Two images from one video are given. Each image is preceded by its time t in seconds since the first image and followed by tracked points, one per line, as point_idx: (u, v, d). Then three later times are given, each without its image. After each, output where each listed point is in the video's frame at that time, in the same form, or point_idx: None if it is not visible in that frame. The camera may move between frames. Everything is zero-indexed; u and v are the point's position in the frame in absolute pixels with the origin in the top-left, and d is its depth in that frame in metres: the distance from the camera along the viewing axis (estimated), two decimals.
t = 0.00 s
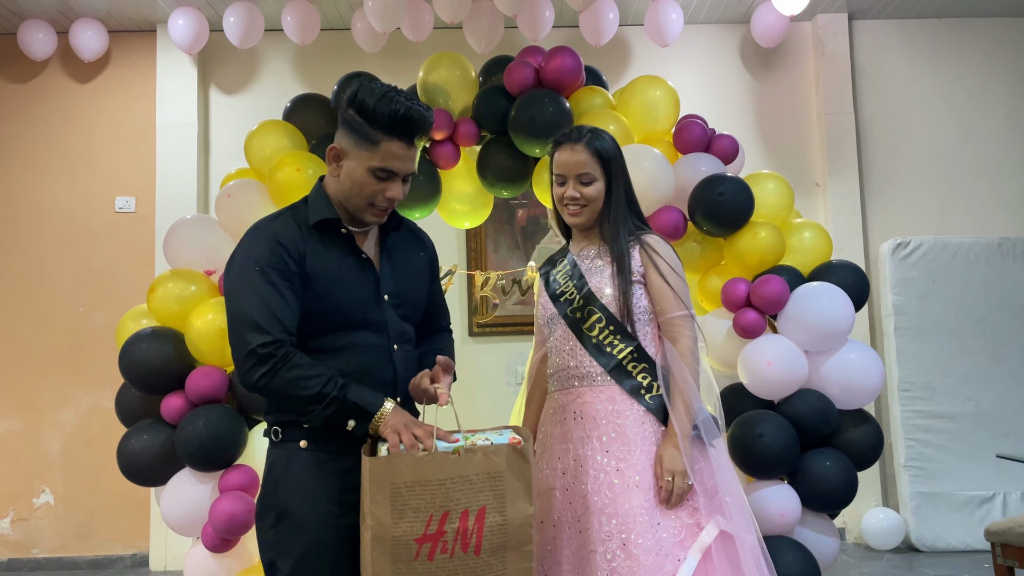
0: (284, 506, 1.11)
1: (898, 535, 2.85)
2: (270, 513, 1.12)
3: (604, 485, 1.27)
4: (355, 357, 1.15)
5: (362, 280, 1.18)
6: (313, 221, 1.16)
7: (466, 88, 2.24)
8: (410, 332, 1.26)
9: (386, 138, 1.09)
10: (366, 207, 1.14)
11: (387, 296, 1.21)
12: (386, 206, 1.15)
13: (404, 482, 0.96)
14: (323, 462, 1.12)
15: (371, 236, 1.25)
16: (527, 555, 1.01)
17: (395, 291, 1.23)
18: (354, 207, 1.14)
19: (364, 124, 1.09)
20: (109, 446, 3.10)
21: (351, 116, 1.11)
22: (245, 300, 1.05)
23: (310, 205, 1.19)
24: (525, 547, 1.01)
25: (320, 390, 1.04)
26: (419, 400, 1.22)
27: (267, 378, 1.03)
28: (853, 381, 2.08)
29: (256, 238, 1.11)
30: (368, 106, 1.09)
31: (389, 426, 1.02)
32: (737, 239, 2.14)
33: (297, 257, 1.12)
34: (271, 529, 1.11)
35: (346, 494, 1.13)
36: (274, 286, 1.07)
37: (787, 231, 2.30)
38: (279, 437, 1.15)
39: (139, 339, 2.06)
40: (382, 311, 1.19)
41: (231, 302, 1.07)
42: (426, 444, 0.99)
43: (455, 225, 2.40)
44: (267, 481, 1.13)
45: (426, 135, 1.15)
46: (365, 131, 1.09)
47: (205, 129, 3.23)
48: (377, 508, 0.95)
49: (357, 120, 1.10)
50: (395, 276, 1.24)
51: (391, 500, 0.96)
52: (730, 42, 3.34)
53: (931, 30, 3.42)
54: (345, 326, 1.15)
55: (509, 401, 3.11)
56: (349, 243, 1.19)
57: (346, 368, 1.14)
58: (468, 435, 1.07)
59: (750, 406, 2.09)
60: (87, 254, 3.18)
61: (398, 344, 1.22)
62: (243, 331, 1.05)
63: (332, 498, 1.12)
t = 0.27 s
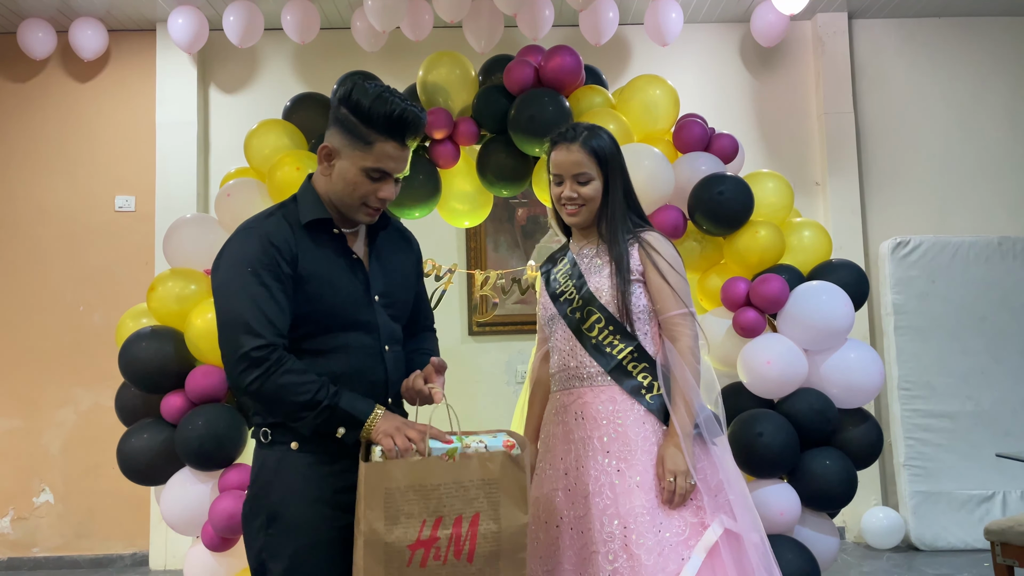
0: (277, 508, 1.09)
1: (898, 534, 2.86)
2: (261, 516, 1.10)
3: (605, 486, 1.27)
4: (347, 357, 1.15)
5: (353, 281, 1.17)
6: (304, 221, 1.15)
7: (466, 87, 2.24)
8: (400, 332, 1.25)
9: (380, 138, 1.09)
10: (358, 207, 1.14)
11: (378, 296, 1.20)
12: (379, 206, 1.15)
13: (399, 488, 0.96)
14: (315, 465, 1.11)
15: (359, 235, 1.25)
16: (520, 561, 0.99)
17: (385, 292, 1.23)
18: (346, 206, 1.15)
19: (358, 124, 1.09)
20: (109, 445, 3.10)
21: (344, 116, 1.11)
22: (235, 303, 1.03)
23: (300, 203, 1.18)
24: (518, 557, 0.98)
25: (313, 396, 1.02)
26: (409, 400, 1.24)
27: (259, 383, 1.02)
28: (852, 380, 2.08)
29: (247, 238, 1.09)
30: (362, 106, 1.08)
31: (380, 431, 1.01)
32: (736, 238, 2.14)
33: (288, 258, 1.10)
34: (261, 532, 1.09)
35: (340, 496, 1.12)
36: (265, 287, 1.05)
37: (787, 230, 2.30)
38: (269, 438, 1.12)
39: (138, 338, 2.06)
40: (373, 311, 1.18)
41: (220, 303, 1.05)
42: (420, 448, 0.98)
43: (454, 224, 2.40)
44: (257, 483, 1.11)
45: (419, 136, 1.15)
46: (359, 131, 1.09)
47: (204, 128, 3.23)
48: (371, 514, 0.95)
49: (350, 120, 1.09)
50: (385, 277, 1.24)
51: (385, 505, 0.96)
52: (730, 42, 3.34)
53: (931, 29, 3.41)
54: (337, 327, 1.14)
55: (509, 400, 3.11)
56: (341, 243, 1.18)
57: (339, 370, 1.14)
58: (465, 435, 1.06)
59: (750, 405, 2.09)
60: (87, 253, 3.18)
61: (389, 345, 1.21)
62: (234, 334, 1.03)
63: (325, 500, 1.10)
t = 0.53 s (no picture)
0: (271, 510, 1.09)
1: (897, 533, 2.86)
2: (253, 518, 1.10)
3: (604, 487, 1.27)
4: (340, 358, 1.14)
5: (344, 280, 1.16)
6: (295, 221, 1.14)
7: (465, 86, 2.24)
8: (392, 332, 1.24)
9: (371, 135, 1.09)
10: (349, 203, 1.14)
11: (369, 296, 1.20)
12: (370, 203, 1.15)
13: (392, 518, 0.97)
14: (308, 465, 1.10)
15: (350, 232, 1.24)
16: None
17: (376, 292, 1.22)
18: (337, 204, 1.14)
19: (349, 121, 1.09)
20: (108, 444, 3.10)
21: (334, 113, 1.11)
22: (223, 304, 1.02)
23: (291, 202, 1.17)
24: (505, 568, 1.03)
25: (297, 402, 1.01)
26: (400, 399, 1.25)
27: (242, 385, 1.01)
28: (852, 379, 2.08)
29: (237, 238, 1.08)
30: (354, 103, 1.09)
31: (365, 441, 1.01)
32: (736, 237, 2.14)
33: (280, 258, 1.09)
34: (254, 534, 1.09)
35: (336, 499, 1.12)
36: (252, 290, 1.04)
37: (787, 229, 2.30)
38: (260, 439, 1.12)
39: (138, 337, 2.06)
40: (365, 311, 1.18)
41: (209, 305, 1.04)
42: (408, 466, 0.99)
43: (454, 223, 2.40)
44: (250, 485, 1.11)
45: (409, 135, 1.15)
46: (350, 128, 1.09)
47: (203, 127, 3.23)
48: (365, 535, 0.97)
49: (342, 117, 1.09)
50: (376, 276, 1.23)
51: (379, 529, 0.97)
52: (729, 40, 3.34)
53: (930, 28, 3.41)
54: (330, 327, 1.14)
55: (509, 399, 3.11)
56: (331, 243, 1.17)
57: (331, 371, 1.13)
58: (458, 450, 1.07)
59: (749, 404, 2.09)
60: (86, 253, 3.18)
61: (382, 344, 1.20)
62: (219, 337, 1.02)
63: (317, 501, 1.10)
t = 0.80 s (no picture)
0: (267, 510, 1.09)
1: (896, 531, 2.86)
2: (248, 518, 1.09)
3: (607, 486, 1.27)
4: (337, 357, 1.13)
5: (338, 279, 1.15)
6: (288, 219, 1.13)
7: (465, 85, 2.24)
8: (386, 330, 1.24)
9: (364, 127, 1.10)
10: (343, 197, 1.15)
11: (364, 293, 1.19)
12: (362, 196, 1.16)
13: (375, 517, 1.00)
14: (305, 465, 1.10)
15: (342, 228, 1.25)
16: None
17: (370, 290, 1.22)
18: (330, 198, 1.14)
19: (341, 114, 1.10)
20: (107, 443, 3.10)
21: (325, 106, 1.11)
22: (206, 305, 1.00)
23: (282, 201, 1.16)
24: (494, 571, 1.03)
25: (280, 393, 0.98)
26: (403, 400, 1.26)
27: (225, 383, 0.98)
28: (850, 378, 2.08)
29: (228, 238, 1.06)
30: (345, 97, 1.09)
31: (354, 426, 0.99)
32: (735, 236, 2.14)
33: (272, 257, 1.08)
34: (250, 534, 1.09)
35: (332, 498, 1.11)
36: (241, 290, 1.02)
37: (786, 228, 2.29)
38: (258, 439, 1.11)
39: (137, 336, 2.05)
40: (359, 309, 1.17)
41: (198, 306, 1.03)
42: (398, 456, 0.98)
43: (453, 222, 2.40)
44: (246, 486, 1.10)
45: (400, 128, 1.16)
46: (343, 121, 1.10)
47: (202, 126, 3.23)
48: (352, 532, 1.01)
49: (334, 110, 1.10)
50: (369, 274, 1.23)
51: (364, 528, 1.01)
52: (728, 39, 3.33)
53: (930, 27, 3.41)
54: (325, 326, 1.13)
55: (508, 399, 3.11)
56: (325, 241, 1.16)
57: (327, 370, 1.12)
58: (455, 433, 1.04)
59: (748, 403, 2.09)
60: (86, 252, 3.18)
61: (376, 343, 1.20)
62: (202, 337, 1.00)
63: (315, 501, 1.10)
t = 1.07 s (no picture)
0: (267, 511, 1.08)
1: (895, 531, 2.86)
2: (248, 519, 1.09)
3: (611, 486, 1.27)
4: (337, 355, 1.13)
5: (333, 274, 1.15)
6: (282, 214, 1.13)
7: (463, 85, 2.24)
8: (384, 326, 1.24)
9: (358, 115, 1.11)
10: (338, 188, 1.14)
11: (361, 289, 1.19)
12: (358, 187, 1.16)
13: (396, 521, 0.97)
14: (304, 464, 1.10)
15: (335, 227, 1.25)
16: None
17: (367, 287, 1.22)
18: (325, 190, 1.14)
19: (333, 103, 1.11)
20: (106, 443, 3.09)
21: (318, 100, 1.13)
22: (190, 299, 1.00)
23: (277, 199, 1.16)
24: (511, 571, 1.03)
25: (249, 367, 0.93)
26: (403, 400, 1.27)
27: (200, 369, 0.95)
28: (849, 377, 2.08)
29: (220, 235, 1.06)
30: (336, 87, 1.10)
31: (336, 396, 0.92)
32: (734, 236, 2.13)
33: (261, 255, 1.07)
34: (250, 535, 1.09)
35: (333, 499, 1.11)
36: (227, 282, 1.01)
37: (785, 228, 2.29)
38: (258, 438, 1.11)
39: (136, 336, 2.05)
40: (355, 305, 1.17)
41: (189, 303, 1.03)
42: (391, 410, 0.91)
43: (452, 222, 2.40)
44: (246, 487, 1.10)
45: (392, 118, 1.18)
46: (335, 110, 1.11)
47: (202, 126, 3.23)
48: (369, 536, 0.98)
49: (325, 102, 1.11)
50: (365, 272, 1.24)
51: (383, 532, 0.97)
52: (727, 39, 3.34)
53: (928, 27, 3.42)
54: (322, 322, 1.12)
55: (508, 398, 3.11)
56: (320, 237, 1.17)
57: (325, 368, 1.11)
58: (440, 375, 0.92)
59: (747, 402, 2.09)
60: (85, 251, 3.18)
61: (375, 338, 1.19)
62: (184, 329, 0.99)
63: (315, 501, 1.10)
